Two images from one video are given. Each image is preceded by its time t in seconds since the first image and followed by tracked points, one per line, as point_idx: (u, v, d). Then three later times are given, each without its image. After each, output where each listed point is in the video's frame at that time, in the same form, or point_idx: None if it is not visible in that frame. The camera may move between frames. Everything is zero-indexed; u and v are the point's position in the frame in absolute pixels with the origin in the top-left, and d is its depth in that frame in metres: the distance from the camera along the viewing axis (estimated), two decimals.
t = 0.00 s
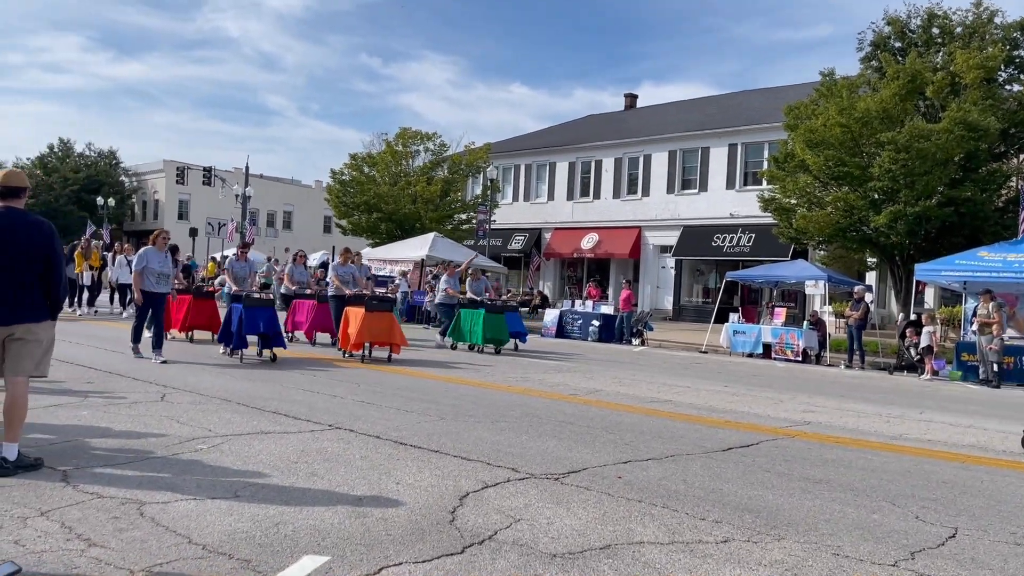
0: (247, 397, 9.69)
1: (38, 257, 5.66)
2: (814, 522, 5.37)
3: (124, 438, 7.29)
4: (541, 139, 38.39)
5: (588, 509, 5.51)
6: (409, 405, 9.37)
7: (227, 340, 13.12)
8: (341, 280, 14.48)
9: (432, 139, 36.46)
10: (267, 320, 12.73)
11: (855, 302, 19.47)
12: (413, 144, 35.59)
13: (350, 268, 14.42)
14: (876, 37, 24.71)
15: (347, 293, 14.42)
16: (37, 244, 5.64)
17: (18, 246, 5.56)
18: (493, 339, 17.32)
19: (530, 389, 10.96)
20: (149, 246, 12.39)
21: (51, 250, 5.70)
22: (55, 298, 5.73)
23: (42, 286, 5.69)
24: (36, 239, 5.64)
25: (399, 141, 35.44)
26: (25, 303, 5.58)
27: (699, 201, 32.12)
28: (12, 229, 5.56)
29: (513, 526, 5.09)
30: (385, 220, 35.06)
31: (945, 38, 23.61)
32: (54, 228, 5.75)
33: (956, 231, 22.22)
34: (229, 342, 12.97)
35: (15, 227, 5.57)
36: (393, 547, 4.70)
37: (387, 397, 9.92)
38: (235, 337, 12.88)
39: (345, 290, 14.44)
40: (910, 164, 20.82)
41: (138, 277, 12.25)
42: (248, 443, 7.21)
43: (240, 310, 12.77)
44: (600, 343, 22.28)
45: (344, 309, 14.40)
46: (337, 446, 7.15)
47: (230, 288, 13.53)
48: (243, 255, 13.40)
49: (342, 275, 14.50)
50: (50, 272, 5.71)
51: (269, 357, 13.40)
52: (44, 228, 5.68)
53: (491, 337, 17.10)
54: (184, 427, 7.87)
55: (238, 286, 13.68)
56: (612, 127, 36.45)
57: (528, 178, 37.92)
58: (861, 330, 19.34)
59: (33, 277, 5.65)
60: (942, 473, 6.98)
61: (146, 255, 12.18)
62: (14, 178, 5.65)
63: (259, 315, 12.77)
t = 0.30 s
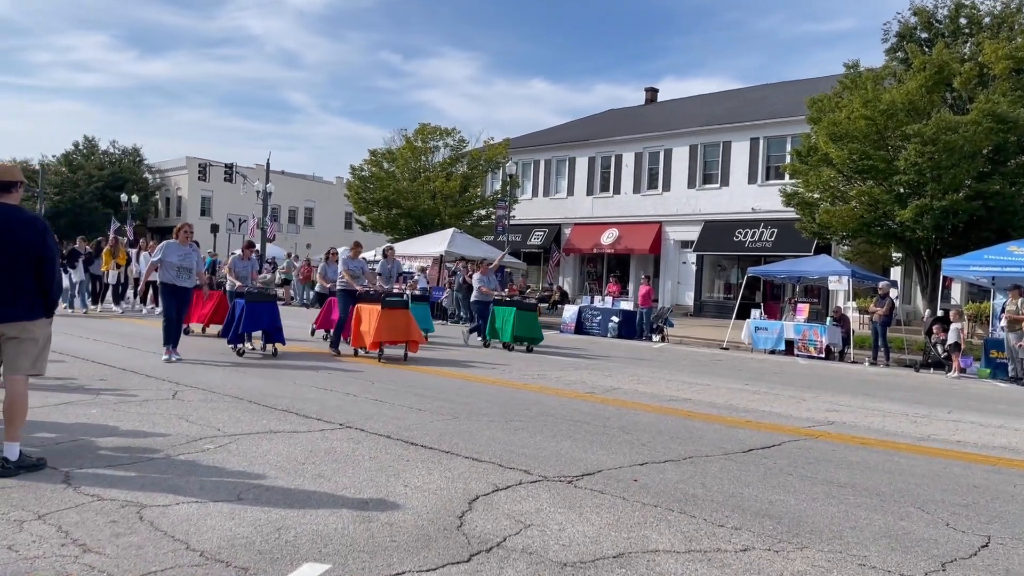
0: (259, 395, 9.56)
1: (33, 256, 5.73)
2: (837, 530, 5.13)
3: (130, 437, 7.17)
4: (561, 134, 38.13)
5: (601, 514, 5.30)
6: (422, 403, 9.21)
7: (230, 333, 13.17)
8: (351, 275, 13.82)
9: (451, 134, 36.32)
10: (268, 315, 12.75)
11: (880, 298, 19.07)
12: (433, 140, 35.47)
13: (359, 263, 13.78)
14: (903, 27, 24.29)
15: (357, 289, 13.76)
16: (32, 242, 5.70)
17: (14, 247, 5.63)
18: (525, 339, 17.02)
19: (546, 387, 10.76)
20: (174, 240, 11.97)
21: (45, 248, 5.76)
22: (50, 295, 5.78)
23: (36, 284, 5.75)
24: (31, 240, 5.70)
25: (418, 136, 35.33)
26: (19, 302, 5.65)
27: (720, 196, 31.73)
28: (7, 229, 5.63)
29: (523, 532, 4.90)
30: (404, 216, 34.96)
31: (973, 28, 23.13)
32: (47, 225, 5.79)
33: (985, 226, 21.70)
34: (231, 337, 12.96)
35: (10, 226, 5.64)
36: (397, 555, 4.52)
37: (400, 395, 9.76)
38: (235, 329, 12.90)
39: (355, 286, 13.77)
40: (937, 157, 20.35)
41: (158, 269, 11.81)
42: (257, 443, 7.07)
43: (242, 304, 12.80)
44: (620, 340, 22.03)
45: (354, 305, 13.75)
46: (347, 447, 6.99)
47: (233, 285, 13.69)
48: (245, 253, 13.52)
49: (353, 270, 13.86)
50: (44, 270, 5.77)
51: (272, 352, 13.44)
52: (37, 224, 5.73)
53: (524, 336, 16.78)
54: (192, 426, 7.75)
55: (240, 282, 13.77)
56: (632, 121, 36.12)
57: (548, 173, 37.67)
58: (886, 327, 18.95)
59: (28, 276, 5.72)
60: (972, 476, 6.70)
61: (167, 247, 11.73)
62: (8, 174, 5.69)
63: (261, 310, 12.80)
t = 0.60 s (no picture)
0: (269, 393, 9.45)
1: (29, 254, 5.62)
2: (860, 538, 4.91)
3: (136, 437, 7.06)
4: (579, 127, 37.87)
5: (614, 520, 5.11)
6: (434, 402, 9.05)
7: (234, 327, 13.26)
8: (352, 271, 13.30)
9: (469, 128, 36.15)
10: (271, 310, 12.82)
11: (904, 293, 18.69)
12: (450, 134, 35.32)
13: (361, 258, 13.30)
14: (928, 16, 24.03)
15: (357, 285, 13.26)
16: (30, 241, 5.61)
17: (9, 244, 5.54)
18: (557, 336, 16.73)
19: (561, 385, 10.58)
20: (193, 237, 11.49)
21: (42, 246, 5.64)
22: (48, 294, 5.67)
23: (33, 283, 5.64)
24: (27, 238, 5.59)
25: (436, 130, 35.20)
26: (15, 302, 5.55)
27: (741, 189, 31.36)
28: (5, 226, 5.54)
29: (532, 540, 4.72)
30: (422, 211, 34.84)
31: (1001, 16, 22.67)
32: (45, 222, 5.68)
33: (1013, 218, 21.22)
34: (236, 332, 13.06)
35: (5, 224, 5.54)
36: (400, 564, 4.35)
37: (413, 393, 9.61)
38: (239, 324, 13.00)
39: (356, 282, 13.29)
40: (964, 148, 19.91)
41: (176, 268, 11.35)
42: (264, 443, 6.94)
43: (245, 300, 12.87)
44: (638, 335, 21.79)
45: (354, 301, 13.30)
46: (355, 447, 6.84)
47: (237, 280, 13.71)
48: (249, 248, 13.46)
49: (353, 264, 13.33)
50: (41, 269, 5.65)
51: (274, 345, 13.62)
52: (34, 223, 5.61)
53: (556, 333, 16.50)
54: (200, 425, 7.63)
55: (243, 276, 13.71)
56: (651, 114, 35.79)
57: (566, 167, 37.42)
58: (910, 322, 18.58)
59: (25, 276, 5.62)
60: (1002, 480, 6.44)
61: (185, 245, 11.27)
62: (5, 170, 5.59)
63: (265, 306, 12.88)
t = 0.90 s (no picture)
0: (282, 382, 9.38)
1: (34, 239, 5.52)
2: (884, 536, 4.73)
3: (147, 426, 6.99)
4: (599, 117, 37.60)
5: (627, 515, 4.96)
6: (448, 392, 8.93)
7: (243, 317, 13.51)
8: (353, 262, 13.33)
9: (487, 118, 35.98)
10: (278, 297, 13.09)
11: (928, 285, 18.34)
12: (469, 124, 35.17)
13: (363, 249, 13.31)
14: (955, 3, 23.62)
15: (359, 275, 13.30)
16: (37, 229, 5.53)
17: (15, 230, 5.45)
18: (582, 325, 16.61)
19: (577, 376, 10.43)
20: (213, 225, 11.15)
21: (49, 231, 5.54)
22: (55, 281, 5.58)
23: (38, 271, 5.54)
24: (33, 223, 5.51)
25: (454, 121, 35.08)
26: (20, 290, 5.46)
27: (762, 179, 30.99)
28: (11, 212, 5.46)
29: (542, 535, 4.59)
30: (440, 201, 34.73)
31: None
32: (52, 210, 5.59)
33: None
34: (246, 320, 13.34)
35: (10, 209, 5.46)
36: (405, 559, 4.23)
37: (426, 383, 9.50)
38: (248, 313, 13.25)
39: (357, 273, 13.32)
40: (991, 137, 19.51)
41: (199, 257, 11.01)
42: (274, 433, 6.85)
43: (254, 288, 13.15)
44: (657, 327, 21.58)
45: (359, 292, 13.31)
46: (365, 438, 6.73)
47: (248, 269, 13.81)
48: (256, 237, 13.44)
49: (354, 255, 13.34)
50: (47, 257, 5.55)
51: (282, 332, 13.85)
52: (42, 210, 5.54)
53: (582, 322, 16.35)
54: (210, 414, 7.55)
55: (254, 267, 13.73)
56: (672, 104, 35.45)
57: (585, 157, 37.18)
58: (934, 314, 18.24)
59: (31, 263, 5.52)
60: None
61: (206, 232, 10.93)
62: (14, 156, 5.53)
63: (272, 293, 13.15)
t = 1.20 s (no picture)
0: (285, 367, 9.26)
1: (31, 218, 5.39)
2: (904, 525, 4.61)
3: (148, 411, 6.87)
4: (603, 100, 37.32)
5: (640, 503, 4.84)
6: (453, 377, 8.82)
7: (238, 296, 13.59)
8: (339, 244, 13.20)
9: (490, 101, 35.70)
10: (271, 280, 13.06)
11: (936, 269, 18.18)
12: (471, 107, 34.89)
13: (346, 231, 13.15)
14: None
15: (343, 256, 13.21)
16: (38, 207, 5.42)
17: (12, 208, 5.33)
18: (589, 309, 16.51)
19: (583, 361, 10.31)
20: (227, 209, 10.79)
21: (47, 211, 5.42)
22: (54, 262, 5.45)
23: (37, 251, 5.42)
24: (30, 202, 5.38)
25: (457, 104, 34.81)
26: (17, 271, 5.33)
27: (767, 163, 30.76)
28: (8, 189, 5.33)
29: (554, 523, 4.47)
30: (443, 185, 34.51)
31: None
32: (52, 188, 5.47)
33: None
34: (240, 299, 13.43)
35: (8, 187, 5.33)
36: (414, 548, 4.11)
37: (431, 368, 9.38)
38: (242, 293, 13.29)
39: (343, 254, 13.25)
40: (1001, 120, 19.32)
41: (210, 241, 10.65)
42: (277, 418, 6.74)
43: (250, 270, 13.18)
44: (662, 311, 21.44)
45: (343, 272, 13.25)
46: (370, 423, 6.62)
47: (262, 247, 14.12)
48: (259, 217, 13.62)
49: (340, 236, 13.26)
50: (47, 237, 5.44)
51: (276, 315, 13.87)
52: (41, 188, 5.41)
53: (589, 306, 16.25)
54: (213, 399, 7.44)
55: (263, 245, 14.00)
56: (676, 86, 35.16)
57: (588, 141, 36.93)
58: (942, 299, 18.09)
59: (29, 243, 5.40)
60: None
61: (219, 216, 10.57)
62: (13, 133, 5.38)
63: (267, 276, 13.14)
